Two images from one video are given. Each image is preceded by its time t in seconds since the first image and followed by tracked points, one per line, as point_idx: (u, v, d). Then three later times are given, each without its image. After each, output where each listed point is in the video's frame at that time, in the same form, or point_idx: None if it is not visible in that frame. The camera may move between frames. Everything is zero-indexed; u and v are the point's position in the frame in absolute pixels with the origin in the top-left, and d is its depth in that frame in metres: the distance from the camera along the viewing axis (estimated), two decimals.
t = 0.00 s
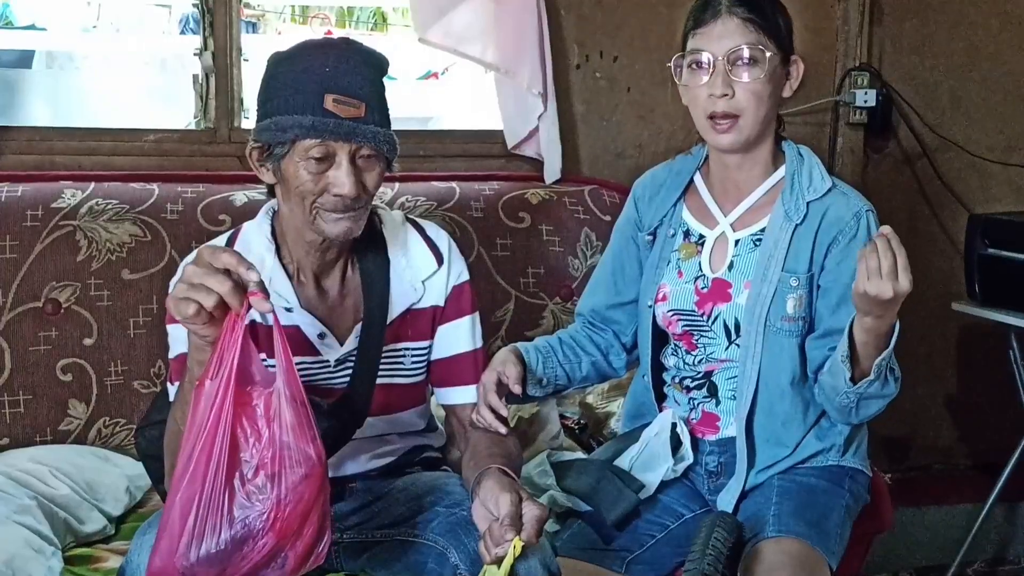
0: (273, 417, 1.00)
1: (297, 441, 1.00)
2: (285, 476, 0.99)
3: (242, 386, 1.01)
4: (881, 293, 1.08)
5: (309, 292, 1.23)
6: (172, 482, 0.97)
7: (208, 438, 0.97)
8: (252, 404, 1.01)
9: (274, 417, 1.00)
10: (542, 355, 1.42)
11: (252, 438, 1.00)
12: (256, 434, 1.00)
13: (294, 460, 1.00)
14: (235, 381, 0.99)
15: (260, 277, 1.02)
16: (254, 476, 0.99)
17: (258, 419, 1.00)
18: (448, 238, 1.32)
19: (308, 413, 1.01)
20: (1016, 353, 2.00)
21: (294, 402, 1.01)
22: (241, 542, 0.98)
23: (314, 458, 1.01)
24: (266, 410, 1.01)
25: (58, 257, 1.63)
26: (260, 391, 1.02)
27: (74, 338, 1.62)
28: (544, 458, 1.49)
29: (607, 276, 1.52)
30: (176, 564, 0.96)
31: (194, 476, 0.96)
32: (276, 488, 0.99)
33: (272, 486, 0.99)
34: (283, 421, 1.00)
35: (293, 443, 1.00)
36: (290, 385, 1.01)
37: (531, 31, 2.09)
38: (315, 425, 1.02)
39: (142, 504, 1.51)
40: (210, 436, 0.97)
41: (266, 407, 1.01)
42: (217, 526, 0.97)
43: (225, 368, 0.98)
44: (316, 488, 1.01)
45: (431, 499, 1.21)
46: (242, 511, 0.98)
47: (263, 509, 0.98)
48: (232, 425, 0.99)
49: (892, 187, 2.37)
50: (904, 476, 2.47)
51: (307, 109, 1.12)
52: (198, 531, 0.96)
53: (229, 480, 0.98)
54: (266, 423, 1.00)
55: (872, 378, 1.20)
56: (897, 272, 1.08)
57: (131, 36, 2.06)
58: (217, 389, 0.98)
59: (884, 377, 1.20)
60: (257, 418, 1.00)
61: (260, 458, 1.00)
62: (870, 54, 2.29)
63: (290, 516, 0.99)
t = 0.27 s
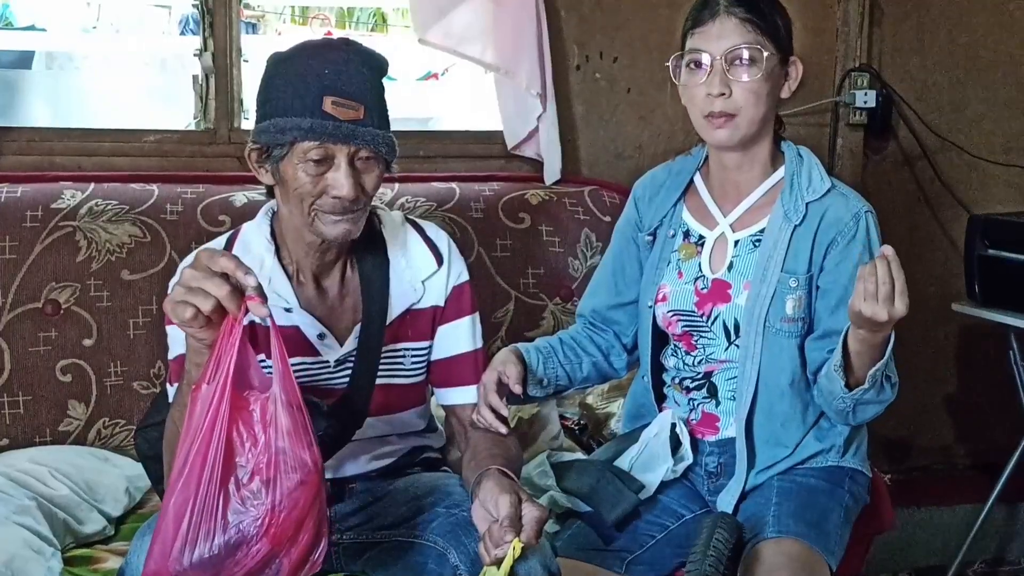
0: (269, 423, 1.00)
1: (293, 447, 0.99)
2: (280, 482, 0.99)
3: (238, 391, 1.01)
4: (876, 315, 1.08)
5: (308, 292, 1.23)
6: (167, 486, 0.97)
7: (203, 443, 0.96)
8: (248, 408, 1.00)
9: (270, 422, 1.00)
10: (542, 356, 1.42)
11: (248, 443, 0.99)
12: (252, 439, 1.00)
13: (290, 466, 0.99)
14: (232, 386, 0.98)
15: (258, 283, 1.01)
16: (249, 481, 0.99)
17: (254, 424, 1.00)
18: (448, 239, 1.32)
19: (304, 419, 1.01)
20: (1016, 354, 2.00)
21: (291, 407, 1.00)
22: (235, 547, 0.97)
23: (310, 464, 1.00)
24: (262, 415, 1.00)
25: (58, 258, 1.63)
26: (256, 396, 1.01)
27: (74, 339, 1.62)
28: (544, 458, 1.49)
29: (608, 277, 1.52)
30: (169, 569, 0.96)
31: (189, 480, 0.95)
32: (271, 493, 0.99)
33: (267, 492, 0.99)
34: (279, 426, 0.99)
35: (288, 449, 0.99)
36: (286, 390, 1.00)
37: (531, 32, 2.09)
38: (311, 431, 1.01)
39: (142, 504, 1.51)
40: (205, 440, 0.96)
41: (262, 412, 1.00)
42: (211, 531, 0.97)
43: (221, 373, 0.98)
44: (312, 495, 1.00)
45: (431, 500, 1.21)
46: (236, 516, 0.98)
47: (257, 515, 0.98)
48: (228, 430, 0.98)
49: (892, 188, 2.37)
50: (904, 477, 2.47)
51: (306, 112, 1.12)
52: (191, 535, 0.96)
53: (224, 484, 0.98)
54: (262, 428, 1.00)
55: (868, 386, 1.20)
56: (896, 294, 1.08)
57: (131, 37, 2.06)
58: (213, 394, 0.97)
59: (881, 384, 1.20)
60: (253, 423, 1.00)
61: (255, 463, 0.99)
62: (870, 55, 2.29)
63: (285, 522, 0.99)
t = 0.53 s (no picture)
0: (264, 426, 0.98)
1: (288, 451, 0.98)
2: (275, 486, 0.97)
3: (234, 394, 0.99)
4: (876, 316, 1.08)
5: (308, 292, 1.23)
6: (160, 490, 0.95)
7: (198, 446, 0.95)
8: (242, 412, 0.99)
9: (265, 425, 0.98)
10: (542, 356, 1.42)
11: (242, 446, 0.98)
12: (247, 443, 0.98)
13: (285, 470, 0.98)
14: (227, 389, 0.97)
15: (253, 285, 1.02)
16: (243, 485, 0.97)
17: (248, 427, 0.99)
18: (447, 239, 1.32)
19: (299, 423, 1.00)
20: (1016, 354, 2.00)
21: (286, 411, 0.99)
22: (229, 552, 0.96)
23: (305, 468, 0.99)
24: (257, 419, 0.99)
25: (58, 258, 1.63)
26: (251, 399, 1.00)
27: (74, 339, 1.61)
28: (544, 459, 1.49)
29: (608, 278, 1.52)
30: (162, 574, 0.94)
31: (183, 484, 0.94)
32: (266, 497, 0.97)
33: (261, 496, 0.97)
34: (274, 430, 0.98)
35: (283, 453, 0.98)
36: (281, 394, 0.99)
37: (530, 33, 2.09)
38: (306, 436, 1.00)
39: (143, 505, 1.51)
40: (200, 443, 0.95)
41: (257, 416, 0.99)
42: (205, 536, 0.95)
43: (217, 376, 0.97)
44: (307, 499, 0.99)
45: (431, 501, 1.21)
46: (230, 521, 0.96)
47: (252, 519, 0.97)
48: (223, 433, 0.97)
49: (893, 188, 2.37)
50: (905, 477, 2.47)
51: (303, 111, 1.11)
52: (185, 540, 0.94)
53: (218, 488, 0.96)
54: (257, 432, 0.98)
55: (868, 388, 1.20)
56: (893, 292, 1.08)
57: (131, 37, 2.06)
58: (209, 397, 0.96)
59: (882, 386, 1.20)
60: (248, 426, 0.99)
61: (250, 466, 0.98)
62: (870, 55, 2.29)
63: (280, 526, 0.97)
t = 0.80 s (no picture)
0: (256, 426, 0.98)
1: (281, 450, 0.98)
2: (268, 487, 0.97)
3: (226, 395, 0.99)
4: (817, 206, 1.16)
5: (306, 293, 1.23)
6: (154, 492, 0.95)
7: (191, 447, 0.94)
8: (235, 413, 0.98)
9: (257, 426, 0.98)
10: (538, 355, 1.42)
11: (235, 447, 0.97)
12: (240, 444, 0.98)
13: (278, 470, 0.97)
14: (219, 389, 0.97)
15: (245, 286, 1.01)
16: (237, 486, 0.97)
17: (241, 428, 0.98)
18: (445, 239, 1.31)
19: (292, 423, 0.99)
20: (1016, 354, 2.00)
21: (278, 411, 0.98)
22: (223, 553, 0.95)
23: (298, 469, 0.98)
24: (250, 420, 0.98)
25: (57, 259, 1.63)
26: (243, 400, 0.99)
27: (74, 340, 1.61)
28: (543, 458, 1.49)
29: (602, 278, 1.52)
30: None
31: (176, 485, 0.94)
32: (259, 498, 0.96)
33: (255, 497, 0.96)
34: (266, 431, 0.98)
35: (276, 453, 0.98)
36: (273, 393, 0.98)
37: (530, 33, 2.09)
38: (299, 435, 1.00)
39: (142, 505, 1.51)
40: (193, 444, 0.94)
41: (250, 417, 0.98)
42: (199, 537, 0.94)
43: (209, 376, 0.97)
44: (301, 499, 0.98)
45: (430, 501, 1.21)
46: (224, 521, 0.95)
47: (245, 520, 0.96)
48: (215, 434, 0.96)
49: (892, 188, 2.37)
50: (904, 478, 2.47)
51: (301, 112, 1.12)
52: (179, 542, 0.93)
53: (212, 489, 0.96)
54: (250, 432, 0.98)
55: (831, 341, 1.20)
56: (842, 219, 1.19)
57: (131, 37, 2.06)
58: (201, 398, 0.96)
59: (849, 337, 1.20)
60: (241, 426, 0.98)
61: (243, 467, 0.97)
62: (869, 55, 2.29)
63: (274, 527, 0.97)
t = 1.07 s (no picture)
0: (251, 425, 0.97)
1: (275, 451, 0.97)
2: (262, 487, 0.96)
3: (222, 394, 0.99)
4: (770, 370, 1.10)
5: (305, 294, 1.22)
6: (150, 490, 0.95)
7: (186, 447, 0.95)
8: (230, 412, 0.98)
9: (251, 426, 0.97)
10: (538, 357, 1.42)
11: (230, 447, 0.97)
12: (234, 444, 0.97)
13: (272, 471, 0.97)
14: (215, 388, 0.97)
15: (242, 287, 1.01)
16: (230, 486, 0.96)
17: (236, 427, 0.98)
18: (445, 240, 1.31)
19: (287, 424, 0.99)
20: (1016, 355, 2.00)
21: (273, 411, 0.98)
22: (216, 553, 0.95)
23: (292, 470, 0.98)
24: (244, 419, 0.98)
25: (57, 259, 1.63)
26: (238, 399, 0.99)
27: (73, 340, 1.61)
28: (543, 459, 1.50)
29: (603, 281, 1.53)
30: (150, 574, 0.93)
31: (171, 485, 0.94)
32: (253, 498, 0.96)
33: (248, 497, 0.96)
34: (261, 431, 0.97)
35: (270, 453, 0.97)
36: (269, 393, 0.98)
37: (529, 33, 2.09)
38: (294, 435, 0.99)
39: (141, 506, 1.51)
40: (188, 444, 0.95)
41: (244, 417, 0.98)
42: (192, 536, 0.94)
43: (205, 375, 0.97)
44: (295, 501, 0.98)
45: (429, 501, 1.21)
46: (217, 522, 0.95)
47: (239, 520, 0.96)
48: (210, 433, 0.96)
49: (892, 189, 2.37)
50: (904, 478, 2.47)
51: (299, 114, 1.12)
52: (172, 541, 0.94)
53: (206, 489, 0.96)
54: (244, 432, 0.97)
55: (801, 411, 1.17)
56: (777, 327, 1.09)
57: (131, 37, 2.06)
58: (197, 398, 0.96)
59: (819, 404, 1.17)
60: (235, 426, 0.98)
61: (237, 467, 0.97)
62: (868, 56, 2.29)
63: (267, 527, 0.96)
